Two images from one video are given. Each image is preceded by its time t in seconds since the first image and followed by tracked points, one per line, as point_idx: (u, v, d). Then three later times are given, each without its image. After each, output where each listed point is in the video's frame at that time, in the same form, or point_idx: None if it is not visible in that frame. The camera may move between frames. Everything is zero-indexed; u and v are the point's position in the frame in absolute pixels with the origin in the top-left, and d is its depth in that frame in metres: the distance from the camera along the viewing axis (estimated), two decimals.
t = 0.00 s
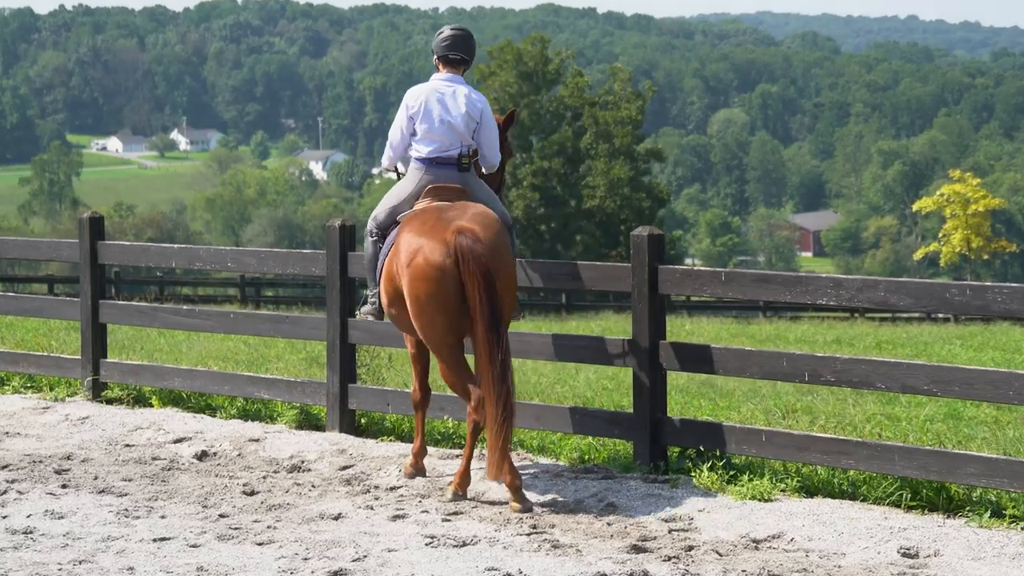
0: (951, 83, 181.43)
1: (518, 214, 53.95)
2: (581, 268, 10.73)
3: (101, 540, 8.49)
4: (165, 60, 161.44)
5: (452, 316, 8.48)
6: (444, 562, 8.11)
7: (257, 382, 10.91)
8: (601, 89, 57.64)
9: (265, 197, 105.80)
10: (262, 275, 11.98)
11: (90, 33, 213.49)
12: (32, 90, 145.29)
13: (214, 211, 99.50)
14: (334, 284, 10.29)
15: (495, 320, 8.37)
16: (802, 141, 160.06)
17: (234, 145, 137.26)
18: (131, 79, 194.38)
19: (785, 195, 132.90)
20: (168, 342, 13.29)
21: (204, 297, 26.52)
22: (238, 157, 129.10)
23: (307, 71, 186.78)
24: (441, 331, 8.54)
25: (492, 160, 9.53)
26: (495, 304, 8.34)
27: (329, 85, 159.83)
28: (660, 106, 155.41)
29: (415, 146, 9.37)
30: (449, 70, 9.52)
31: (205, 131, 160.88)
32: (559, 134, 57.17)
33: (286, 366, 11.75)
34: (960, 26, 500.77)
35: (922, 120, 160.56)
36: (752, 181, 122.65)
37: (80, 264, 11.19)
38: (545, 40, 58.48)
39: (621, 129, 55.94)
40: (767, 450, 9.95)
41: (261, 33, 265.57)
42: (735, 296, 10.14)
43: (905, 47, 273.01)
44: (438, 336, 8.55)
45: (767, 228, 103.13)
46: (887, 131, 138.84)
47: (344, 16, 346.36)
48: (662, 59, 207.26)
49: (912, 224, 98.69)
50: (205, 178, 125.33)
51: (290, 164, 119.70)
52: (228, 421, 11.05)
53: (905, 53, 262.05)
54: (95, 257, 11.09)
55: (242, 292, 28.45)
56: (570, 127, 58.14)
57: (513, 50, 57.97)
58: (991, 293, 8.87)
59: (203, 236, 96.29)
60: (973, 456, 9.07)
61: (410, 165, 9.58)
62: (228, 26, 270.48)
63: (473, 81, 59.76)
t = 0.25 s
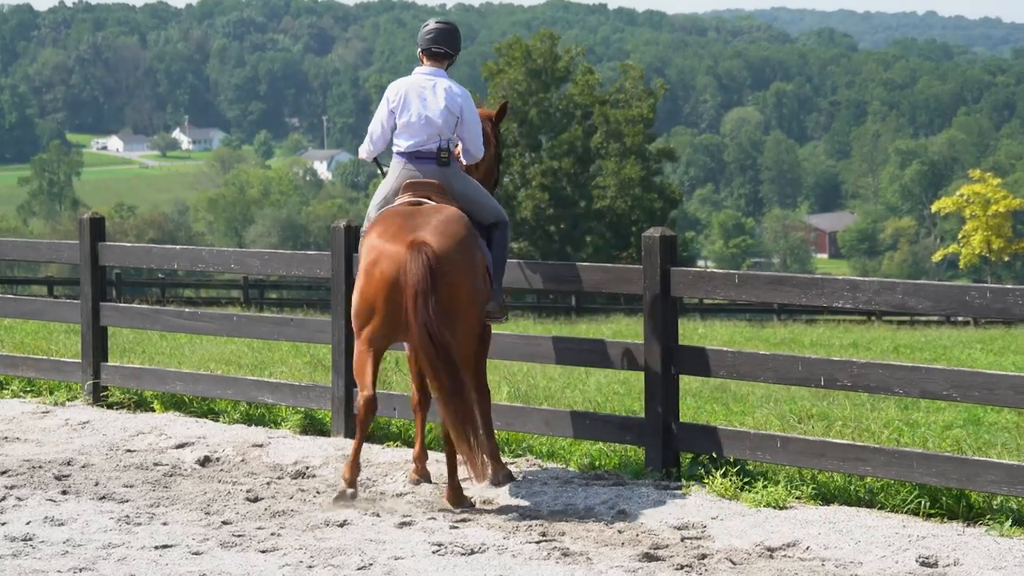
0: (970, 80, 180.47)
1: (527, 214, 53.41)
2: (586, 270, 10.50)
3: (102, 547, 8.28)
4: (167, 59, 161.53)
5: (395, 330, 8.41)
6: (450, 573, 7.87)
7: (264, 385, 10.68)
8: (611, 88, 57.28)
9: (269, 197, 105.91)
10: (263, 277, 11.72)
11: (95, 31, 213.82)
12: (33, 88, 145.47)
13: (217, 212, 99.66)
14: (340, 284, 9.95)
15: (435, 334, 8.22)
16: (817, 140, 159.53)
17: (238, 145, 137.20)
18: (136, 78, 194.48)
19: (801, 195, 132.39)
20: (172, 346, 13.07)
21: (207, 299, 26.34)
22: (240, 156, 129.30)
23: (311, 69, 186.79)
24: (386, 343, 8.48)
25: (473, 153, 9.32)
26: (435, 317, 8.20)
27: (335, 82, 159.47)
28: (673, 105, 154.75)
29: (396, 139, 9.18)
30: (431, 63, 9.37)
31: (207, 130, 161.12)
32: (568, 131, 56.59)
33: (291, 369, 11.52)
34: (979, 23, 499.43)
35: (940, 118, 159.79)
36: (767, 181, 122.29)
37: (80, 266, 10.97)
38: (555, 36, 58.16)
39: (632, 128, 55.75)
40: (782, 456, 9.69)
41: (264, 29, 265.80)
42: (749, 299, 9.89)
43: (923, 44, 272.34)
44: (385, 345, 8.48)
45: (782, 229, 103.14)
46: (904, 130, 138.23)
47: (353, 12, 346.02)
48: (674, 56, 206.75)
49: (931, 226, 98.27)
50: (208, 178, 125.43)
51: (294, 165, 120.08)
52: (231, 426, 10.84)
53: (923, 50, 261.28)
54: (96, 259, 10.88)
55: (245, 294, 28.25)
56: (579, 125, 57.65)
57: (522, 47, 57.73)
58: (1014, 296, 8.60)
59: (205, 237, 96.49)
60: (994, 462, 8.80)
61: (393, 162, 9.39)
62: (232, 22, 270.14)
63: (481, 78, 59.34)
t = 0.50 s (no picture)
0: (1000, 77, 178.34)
1: (545, 215, 52.21)
2: (605, 272, 10.24)
3: (112, 554, 8.09)
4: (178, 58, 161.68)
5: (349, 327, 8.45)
6: None
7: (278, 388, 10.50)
8: (631, 86, 55.96)
9: (282, 198, 106.03)
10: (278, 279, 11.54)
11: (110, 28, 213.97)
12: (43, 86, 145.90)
13: (230, 212, 99.79)
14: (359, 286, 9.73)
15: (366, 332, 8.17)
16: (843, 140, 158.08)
17: (251, 146, 137.11)
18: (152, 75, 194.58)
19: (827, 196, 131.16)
20: (183, 350, 12.81)
21: (219, 302, 26.17)
22: (253, 156, 129.31)
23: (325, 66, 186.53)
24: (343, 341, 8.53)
25: (477, 148, 9.29)
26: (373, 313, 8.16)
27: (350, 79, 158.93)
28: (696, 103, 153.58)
29: (397, 137, 9.17)
30: (432, 60, 9.32)
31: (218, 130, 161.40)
32: (588, 132, 55.16)
33: (306, 373, 11.32)
34: (1009, 19, 495.16)
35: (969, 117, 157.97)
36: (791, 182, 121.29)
37: (90, 266, 10.77)
38: (574, 33, 57.22)
39: (653, 126, 54.34)
40: (808, 463, 9.41)
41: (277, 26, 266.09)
42: (773, 302, 9.62)
43: (952, 41, 269.71)
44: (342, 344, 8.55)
45: (807, 231, 102.61)
46: (932, 129, 136.57)
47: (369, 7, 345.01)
48: (696, 53, 205.09)
49: (959, 229, 97.45)
50: (220, 177, 125.58)
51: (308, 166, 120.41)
52: (244, 432, 10.65)
53: (953, 47, 258.69)
54: (106, 260, 10.68)
55: (258, 295, 27.98)
56: (599, 125, 56.22)
57: (541, 45, 56.93)
58: None
59: (218, 237, 96.77)
60: None
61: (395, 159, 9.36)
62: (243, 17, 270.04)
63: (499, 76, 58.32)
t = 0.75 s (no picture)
0: None
1: (582, 216, 50.87)
2: (642, 274, 10.00)
3: (144, 562, 7.91)
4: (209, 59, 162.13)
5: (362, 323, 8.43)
6: None
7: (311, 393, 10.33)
8: (670, 84, 54.39)
9: (315, 199, 106.21)
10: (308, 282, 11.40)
11: (145, 29, 214.84)
12: (72, 86, 146.98)
13: (262, 214, 100.07)
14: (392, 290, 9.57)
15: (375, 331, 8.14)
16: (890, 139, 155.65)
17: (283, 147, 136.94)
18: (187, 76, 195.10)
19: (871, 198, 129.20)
20: (211, 353, 12.63)
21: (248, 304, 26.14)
22: (285, 157, 129.50)
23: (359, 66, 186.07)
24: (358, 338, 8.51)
25: (504, 153, 9.23)
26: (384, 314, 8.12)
27: (384, 79, 158.38)
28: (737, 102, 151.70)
29: (423, 140, 9.12)
30: (456, 62, 9.28)
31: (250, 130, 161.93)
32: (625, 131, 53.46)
33: (336, 378, 11.15)
34: None
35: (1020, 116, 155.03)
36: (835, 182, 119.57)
37: (118, 267, 10.62)
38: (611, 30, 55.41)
39: (693, 126, 52.94)
40: (852, 470, 9.09)
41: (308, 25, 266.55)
42: (815, 304, 9.32)
43: (1001, 38, 265.28)
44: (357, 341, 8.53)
45: (851, 232, 101.16)
46: (981, 128, 134.10)
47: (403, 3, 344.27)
48: (736, 50, 202.91)
49: (1009, 228, 95.13)
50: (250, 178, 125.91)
51: (340, 165, 120.04)
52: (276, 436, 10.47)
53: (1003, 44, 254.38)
54: (135, 262, 10.53)
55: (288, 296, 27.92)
56: (636, 125, 54.68)
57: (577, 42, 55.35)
58: None
59: (248, 239, 97.09)
60: None
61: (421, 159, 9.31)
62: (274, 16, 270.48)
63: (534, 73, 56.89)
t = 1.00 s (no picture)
0: None
1: (626, 218, 49.20)
2: (689, 277, 9.71)
3: (179, 571, 7.72)
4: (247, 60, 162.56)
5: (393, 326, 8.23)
6: None
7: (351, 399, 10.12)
8: (718, 82, 52.62)
9: (354, 200, 105.82)
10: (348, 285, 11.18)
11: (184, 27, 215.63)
12: (109, 88, 148.37)
13: (301, 216, 100.13)
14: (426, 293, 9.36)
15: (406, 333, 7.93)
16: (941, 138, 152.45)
17: (322, 146, 136.45)
18: (227, 74, 195.53)
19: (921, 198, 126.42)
20: (251, 356, 12.47)
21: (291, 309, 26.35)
22: (325, 158, 129.18)
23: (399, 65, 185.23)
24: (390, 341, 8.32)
25: (540, 150, 8.97)
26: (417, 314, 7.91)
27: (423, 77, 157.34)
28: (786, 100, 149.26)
29: (459, 141, 8.88)
30: (488, 61, 8.99)
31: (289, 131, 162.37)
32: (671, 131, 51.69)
33: (377, 381, 10.92)
34: None
35: None
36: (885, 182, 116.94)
37: (156, 270, 10.46)
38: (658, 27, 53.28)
39: (741, 126, 50.98)
40: (904, 479, 8.78)
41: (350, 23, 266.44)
42: (867, 307, 9.00)
43: None
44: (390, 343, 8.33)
45: (902, 235, 98.60)
46: None
47: None
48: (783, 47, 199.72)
49: None
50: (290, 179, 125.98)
51: (381, 166, 119.40)
52: (314, 442, 10.26)
53: None
54: (173, 264, 10.36)
55: (329, 302, 28.10)
56: (683, 124, 52.83)
57: (621, 40, 53.42)
58: None
59: (287, 240, 97.24)
60: None
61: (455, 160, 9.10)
62: (313, 15, 270.80)
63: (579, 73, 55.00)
